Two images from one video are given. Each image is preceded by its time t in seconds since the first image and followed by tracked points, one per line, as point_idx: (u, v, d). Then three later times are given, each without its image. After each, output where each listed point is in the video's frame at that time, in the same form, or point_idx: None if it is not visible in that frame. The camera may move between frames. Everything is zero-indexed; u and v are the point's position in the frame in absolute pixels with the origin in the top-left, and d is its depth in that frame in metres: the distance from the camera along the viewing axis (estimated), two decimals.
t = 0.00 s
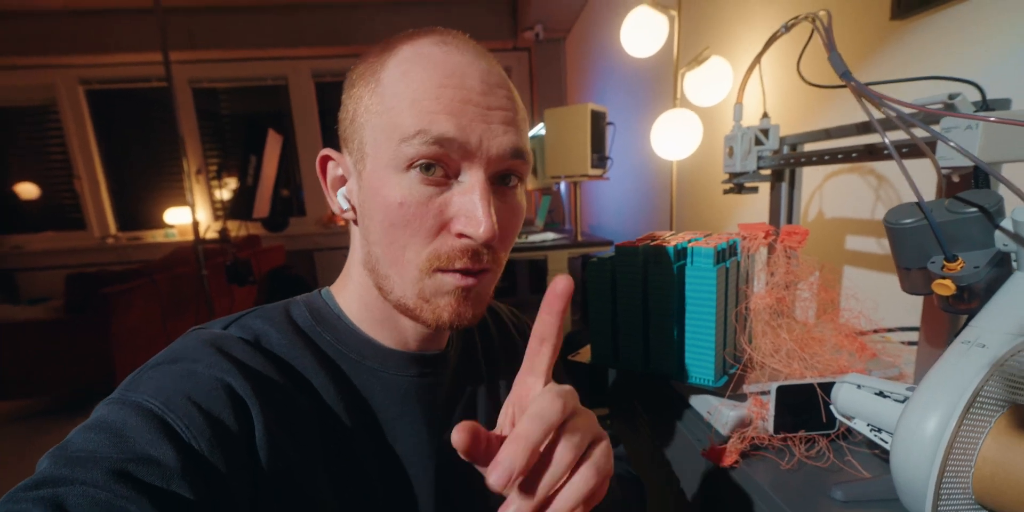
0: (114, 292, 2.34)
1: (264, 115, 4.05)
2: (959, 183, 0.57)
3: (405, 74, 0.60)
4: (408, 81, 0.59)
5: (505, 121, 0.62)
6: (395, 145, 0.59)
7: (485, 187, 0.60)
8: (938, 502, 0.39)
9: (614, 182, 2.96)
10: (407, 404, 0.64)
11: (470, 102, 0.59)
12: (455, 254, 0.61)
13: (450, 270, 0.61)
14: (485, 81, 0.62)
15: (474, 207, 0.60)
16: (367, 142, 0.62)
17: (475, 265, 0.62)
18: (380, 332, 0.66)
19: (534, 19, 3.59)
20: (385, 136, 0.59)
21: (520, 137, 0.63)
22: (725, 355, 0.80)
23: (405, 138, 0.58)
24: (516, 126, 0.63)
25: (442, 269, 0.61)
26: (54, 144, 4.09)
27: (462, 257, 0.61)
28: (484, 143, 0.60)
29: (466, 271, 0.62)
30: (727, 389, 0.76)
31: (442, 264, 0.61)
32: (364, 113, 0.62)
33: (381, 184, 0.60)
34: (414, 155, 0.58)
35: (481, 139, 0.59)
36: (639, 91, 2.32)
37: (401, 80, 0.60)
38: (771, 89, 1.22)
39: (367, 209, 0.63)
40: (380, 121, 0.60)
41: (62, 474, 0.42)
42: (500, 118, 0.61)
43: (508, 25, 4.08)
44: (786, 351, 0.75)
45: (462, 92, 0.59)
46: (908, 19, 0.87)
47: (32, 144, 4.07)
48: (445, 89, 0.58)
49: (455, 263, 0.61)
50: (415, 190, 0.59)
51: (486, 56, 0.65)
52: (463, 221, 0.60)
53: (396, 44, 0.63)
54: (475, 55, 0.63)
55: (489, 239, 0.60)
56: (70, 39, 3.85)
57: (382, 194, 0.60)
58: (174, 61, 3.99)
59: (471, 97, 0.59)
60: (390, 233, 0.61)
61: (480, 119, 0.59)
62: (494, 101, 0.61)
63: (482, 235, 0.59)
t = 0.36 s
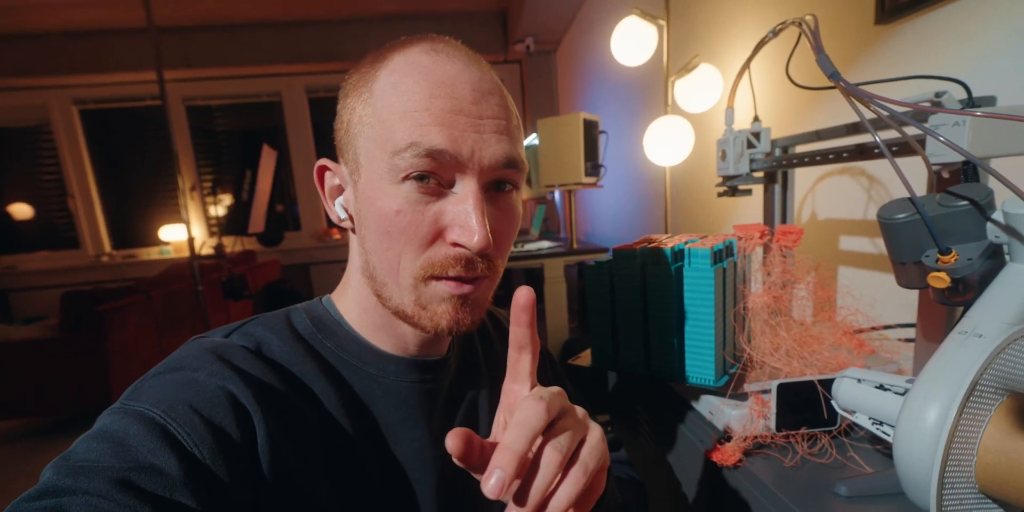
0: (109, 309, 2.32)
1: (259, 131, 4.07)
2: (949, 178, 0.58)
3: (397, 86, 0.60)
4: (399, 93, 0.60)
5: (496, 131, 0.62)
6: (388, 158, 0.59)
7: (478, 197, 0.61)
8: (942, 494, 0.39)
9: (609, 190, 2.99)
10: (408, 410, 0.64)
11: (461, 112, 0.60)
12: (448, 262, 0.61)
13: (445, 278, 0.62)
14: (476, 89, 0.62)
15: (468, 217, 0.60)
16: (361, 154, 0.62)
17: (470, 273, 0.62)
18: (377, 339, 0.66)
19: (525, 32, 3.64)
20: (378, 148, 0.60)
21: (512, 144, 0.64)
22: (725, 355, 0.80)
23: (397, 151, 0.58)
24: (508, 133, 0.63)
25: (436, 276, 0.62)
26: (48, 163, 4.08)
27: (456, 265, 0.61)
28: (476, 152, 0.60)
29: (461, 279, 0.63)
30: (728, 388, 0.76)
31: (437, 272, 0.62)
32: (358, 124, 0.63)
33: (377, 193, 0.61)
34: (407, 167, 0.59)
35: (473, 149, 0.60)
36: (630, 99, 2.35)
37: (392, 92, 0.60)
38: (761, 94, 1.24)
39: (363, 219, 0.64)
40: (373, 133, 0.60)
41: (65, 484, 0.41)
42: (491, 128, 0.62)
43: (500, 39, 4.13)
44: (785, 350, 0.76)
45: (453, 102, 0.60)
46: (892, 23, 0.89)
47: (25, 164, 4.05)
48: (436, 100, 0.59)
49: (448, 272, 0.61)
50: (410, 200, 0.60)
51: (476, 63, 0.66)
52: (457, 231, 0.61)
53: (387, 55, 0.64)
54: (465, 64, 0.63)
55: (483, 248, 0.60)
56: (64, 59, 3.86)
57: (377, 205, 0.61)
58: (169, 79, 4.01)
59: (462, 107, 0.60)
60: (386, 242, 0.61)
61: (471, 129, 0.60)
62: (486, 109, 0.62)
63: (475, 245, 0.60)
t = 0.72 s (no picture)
0: (110, 298, 2.31)
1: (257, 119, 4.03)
2: (969, 170, 0.57)
3: (391, 73, 0.58)
4: (395, 79, 0.58)
5: (498, 114, 0.61)
6: (387, 147, 0.57)
7: (481, 183, 0.60)
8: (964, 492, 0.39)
9: (610, 180, 2.97)
10: (412, 405, 0.63)
11: (460, 97, 0.58)
12: (453, 251, 0.61)
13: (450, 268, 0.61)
14: (474, 74, 0.61)
15: (473, 205, 0.59)
16: (358, 144, 0.60)
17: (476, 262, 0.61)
18: (380, 331, 0.65)
19: (526, 18, 3.58)
20: (375, 138, 0.58)
21: (514, 127, 0.63)
22: (734, 348, 0.80)
23: (396, 139, 0.57)
24: (510, 117, 0.62)
25: (442, 263, 0.61)
26: (45, 151, 4.04)
27: (462, 254, 0.61)
28: (478, 137, 0.59)
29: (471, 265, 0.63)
30: (737, 382, 0.75)
31: (442, 261, 0.61)
32: (353, 114, 0.61)
33: (379, 183, 0.59)
34: (409, 155, 0.57)
35: (474, 134, 0.58)
36: (633, 88, 2.32)
37: (387, 79, 0.58)
38: (771, 82, 1.22)
39: (364, 212, 0.62)
40: (370, 122, 0.59)
41: (68, 480, 0.41)
42: (493, 111, 0.60)
43: (500, 25, 4.07)
44: (795, 344, 0.76)
45: (451, 88, 0.58)
46: (905, 9, 0.87)
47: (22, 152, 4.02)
48: (433, 86, 0.58)
49: (455, 259, 0.61)
50: (412, 190, 0.58)
51: (471, 46, 0.64)
52: (462, 220, 0.60)
53: (378, 41, 0.62)
54: (461, 47, 0.62)
55: (490, 237, 0.60)
56: (58, 46, 3.80)
57: (378, 196, 0.59)
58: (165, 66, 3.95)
59: (461, 92, 0.58)
60: (388, 234, 0.60)
61: (471, 114, 0.58)
62: (486, 93, 0.61)
63: (482, 235, 0.59)
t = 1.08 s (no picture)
0: (114, 288, 2.33)
1: (262, 110, 4.02)
2: (986, 173, 0.56)
3: (405, 65, 0.57)
4: (410, 68, 0.57)
5: (513, 102, 0.61)
6: (408, 137, 0.56)
7: (503, 168, 0.59)
8: (974, 499, 0.38)
9: (616, 176, 2.95)
10: (417, 400, 0.63)
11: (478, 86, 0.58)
12: (475, 239, 0.61)
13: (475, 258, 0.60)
14: (486, 63, 0.61)
15: (495, 191, 0.59)
16: (372, 137, 0.59)
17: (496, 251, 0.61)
18: (394, 322, 0.65)
19: (533, 11, 3.55)
20: (392, 129, 0.57)
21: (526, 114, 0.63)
22: (742, 348, 0.78)
23: (418, 128, 0.56)
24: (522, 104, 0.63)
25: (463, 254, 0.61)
26: (50, 138, 4.04)
27: (484, 240, 0.61)
28: (496, 123, 0.59)
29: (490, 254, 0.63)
30: (744, 383, 0.74)
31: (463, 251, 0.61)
32: (364, 107, 0.59)
33: (396, 176, 0.58)
34: (432, 143, 0.56)
35: (494, 119, 0.58)
36: (641, 83, 2.30)
37: (401, 71, 0.57)
38: (782, 80, 1.20)
39: (379, 206, 0.61)
40: (385, 114, 0.57)
41: (70, 473, 0.41)
42: (508, 100, 0.60)
43: (507, 18, 4.04)
44: (803, 346, 0.76)
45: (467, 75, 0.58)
46: (920, 8, 0.86)
47: (27, 139, 4.03)
48: (451, 75, 0.57)
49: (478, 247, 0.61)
50: (433, 180, 0.58)
51: (477, 38, 0.64)
52: (485, 206, 0.60)
53: (384, 34, 0.61)
54: (469, 37, 0.62)
55: (514, 222, 0.60)
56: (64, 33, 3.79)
57: (399, 189, 0.58)
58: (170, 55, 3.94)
59: (477, 79, 0.58)
60: (408, 227, 0.59)
61: (491, 102, 0.58)
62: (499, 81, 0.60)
63: (508, 219, 0.59)
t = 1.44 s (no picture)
0: (121, 286, 2.35)
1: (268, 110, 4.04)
2: (999, 175, 0.56)
3: (422, 59, 0.57)
4: (428, 62, 0.57)
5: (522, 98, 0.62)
6: (430, 130, 0.56)
7: (519, 161, 0.61)
8: (989, 504, 0.38)
9: (621, 177, 2.95)
10: (417, 398, 0.62)
11: (494, 82, 0.59)
12: (497, 230, 0.62)
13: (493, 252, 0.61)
14: (497, 61, 0.62)
15: (513, 183, 0.61)
16: (389, 132, 0.58)
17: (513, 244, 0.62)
18: (405, 317, 0.65)
19: (538, 13, 3.56)
20: (410, 123, 0.57)
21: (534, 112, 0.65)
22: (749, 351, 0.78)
23: (441, 121, 0.56)
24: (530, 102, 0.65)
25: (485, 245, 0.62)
26: (58, 138, 4.08)
27: (505, 231, 0.62)
28: (512, 118, 0.60)
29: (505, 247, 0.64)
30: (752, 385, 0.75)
31: (486, 241, 0.61)
32: (379, 101, 0.59)
33: (414, 171, 0.58)
34: (454, 136, 0.57)
35: (511, 114, 0.60)
36: (647, 85, 2.29)
37: (418, 64, 0.57)
38: (790, 82, 1.20)
39: (394, 202, 0.60)
40: (402, 108, 0.57)
41: (68, 473, 0.41)
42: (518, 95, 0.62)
43: (513, 20, 4.04)
44: (811, 349, 0.75)
45: (483, 70, 0.59)
46: (930, 9, 0.85)
47: (36, 139, 4.07)
48: (469, 70, 0.58)
49: (499, 237, 0.62)
50: (453, 173, 0.58)
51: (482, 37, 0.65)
52: (502, 198, 0.61)
53: (395, 28, 0.61)
54: (478, 37, 0.63)
55: (532, 212, 0.62)
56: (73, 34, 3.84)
57: (417, 185, 0.58)
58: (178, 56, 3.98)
59: (493, 76, 0.59)
60: (428, 221, 0.59)
61: (506, 97, 0.59)
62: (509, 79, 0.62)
63: (527, 209, 0.61)
